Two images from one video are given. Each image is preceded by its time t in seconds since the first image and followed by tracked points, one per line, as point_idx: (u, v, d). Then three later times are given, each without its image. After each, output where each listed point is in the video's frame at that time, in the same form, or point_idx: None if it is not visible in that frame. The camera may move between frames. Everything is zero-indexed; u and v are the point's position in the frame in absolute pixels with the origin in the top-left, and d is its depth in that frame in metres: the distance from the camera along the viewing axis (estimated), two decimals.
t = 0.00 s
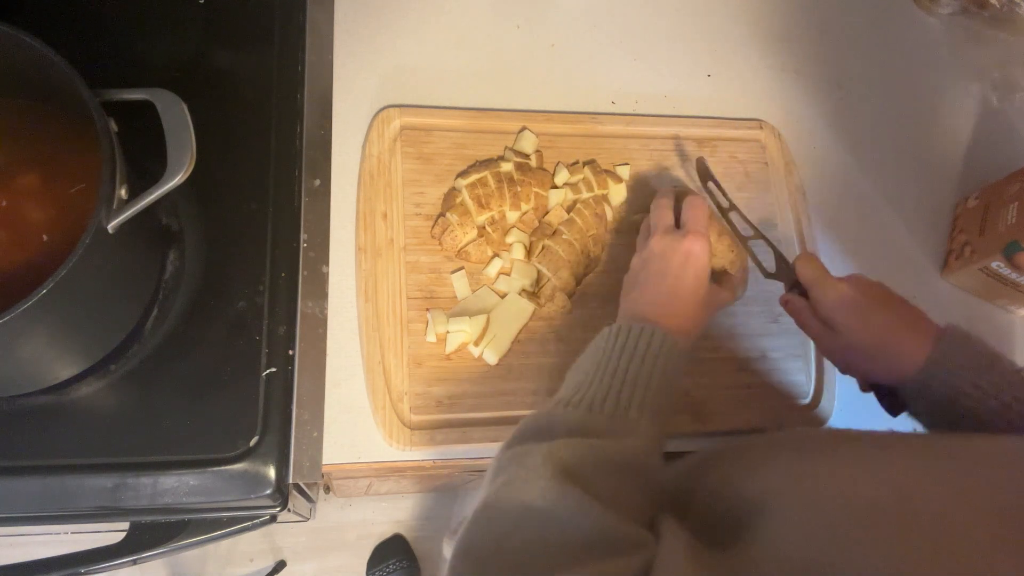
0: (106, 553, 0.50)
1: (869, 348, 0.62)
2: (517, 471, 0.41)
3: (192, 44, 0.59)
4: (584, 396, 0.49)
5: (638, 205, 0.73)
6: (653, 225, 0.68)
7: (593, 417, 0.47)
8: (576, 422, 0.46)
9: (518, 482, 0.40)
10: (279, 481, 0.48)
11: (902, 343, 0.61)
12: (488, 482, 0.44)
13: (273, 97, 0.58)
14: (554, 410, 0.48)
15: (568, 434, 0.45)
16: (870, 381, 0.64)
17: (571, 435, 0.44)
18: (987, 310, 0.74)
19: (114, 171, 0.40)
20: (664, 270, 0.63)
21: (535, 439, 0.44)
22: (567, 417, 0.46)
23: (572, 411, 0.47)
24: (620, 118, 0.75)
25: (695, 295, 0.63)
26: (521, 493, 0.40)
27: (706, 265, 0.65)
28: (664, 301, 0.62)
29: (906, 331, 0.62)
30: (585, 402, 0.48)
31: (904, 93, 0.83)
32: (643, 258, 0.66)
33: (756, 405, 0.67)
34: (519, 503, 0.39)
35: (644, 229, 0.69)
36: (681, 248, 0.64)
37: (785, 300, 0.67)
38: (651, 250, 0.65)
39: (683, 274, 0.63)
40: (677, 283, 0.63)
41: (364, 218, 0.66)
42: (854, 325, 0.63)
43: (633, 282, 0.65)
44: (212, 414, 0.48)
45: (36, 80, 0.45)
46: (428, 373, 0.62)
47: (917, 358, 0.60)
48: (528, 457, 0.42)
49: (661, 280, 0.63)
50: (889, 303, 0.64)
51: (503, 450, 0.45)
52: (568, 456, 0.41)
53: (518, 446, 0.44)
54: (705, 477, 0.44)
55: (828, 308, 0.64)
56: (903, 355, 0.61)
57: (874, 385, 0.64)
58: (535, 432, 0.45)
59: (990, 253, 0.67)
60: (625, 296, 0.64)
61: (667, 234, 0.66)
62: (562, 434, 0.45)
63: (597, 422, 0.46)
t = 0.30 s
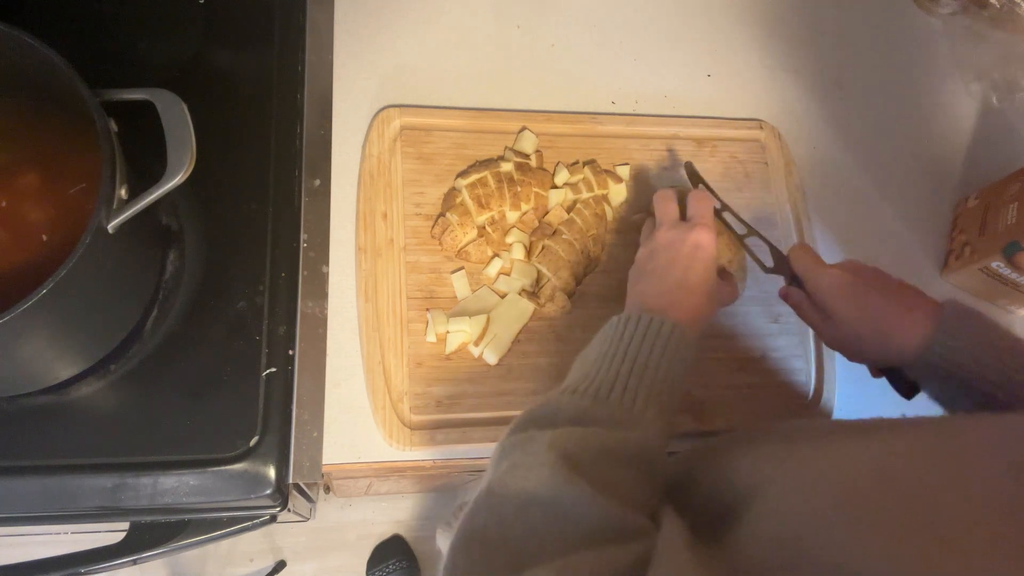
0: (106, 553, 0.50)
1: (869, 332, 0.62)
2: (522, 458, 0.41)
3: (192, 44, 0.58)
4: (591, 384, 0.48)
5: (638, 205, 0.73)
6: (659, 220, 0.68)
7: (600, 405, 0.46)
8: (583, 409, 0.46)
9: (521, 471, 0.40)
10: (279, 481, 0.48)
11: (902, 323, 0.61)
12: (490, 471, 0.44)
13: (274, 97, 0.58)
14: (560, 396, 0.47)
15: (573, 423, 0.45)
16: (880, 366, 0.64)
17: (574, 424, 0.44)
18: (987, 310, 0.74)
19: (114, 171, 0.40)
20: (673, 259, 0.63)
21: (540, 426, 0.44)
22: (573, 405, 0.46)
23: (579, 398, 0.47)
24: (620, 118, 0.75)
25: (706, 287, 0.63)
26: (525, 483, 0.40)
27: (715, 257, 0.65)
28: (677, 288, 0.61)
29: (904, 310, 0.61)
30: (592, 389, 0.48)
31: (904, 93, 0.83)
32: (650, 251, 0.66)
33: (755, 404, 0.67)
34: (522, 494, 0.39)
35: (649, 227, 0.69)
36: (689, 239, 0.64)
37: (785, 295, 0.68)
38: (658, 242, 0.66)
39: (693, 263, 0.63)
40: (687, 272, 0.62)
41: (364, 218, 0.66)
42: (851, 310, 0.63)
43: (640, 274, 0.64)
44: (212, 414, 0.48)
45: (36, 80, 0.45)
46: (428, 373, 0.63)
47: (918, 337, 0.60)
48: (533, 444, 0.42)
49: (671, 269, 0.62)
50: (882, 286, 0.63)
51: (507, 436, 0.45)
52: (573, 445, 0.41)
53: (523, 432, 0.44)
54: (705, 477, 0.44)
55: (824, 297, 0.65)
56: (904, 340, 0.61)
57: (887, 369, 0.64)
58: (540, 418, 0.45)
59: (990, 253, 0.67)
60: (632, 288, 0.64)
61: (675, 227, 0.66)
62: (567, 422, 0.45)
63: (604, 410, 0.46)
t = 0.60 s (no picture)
0: (106, 553, 0.50)
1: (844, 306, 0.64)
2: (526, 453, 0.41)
3: (192, 44, 0.59)
4: (599, 382, 0.48)
5: (638, 205, 0.73)
6: (659, 221, 0.68)
7: (607, 402, 0.46)
8: (589, 405, 0.46)
9: (525, 465, 0.40)
10: (279, 481, 0.48)
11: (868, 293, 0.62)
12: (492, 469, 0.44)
13: (274, 97, 0.58)
14: (568, 393, 0.47)
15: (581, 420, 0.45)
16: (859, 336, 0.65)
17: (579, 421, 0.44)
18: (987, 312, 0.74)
19: (114, 172, 0.41)
20: (678, 260, 0.63)
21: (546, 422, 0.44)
22: (581, 401, 0.46)
23: (587, 395, 0.47)
24: (620, 118, 0.75)
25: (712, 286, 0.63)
26: (528, 480, 0.40)
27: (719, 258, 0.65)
28: (683, 288, 0.61)
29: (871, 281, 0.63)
30: (601, 387, 0.48)
31: (904, 94, 0.83)
32: (652, 252, 0.66)
33: (755, 404, 0.67)
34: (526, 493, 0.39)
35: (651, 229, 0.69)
36: (693, 240, 0.64)
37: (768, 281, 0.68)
38: (662, 244, 0.65)
39: (699, 264, 0.63)
40: (694, 273, 0.62)
41: (364, 218, 0.66)
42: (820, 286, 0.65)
43: (645, 275, 0.64)
44: (212, 414, 0.48)
45: (36, 80, 0.45)
46: (428, 373, 0.62)
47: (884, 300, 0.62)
48: (539, 440, 0.42)
49: (678, 271, 0.63)
50: (858, 261, 0.64)
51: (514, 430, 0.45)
52: (577, 441, 0.41)
53: (528, 428, 0.44)
54: (707, 477, 0.44)
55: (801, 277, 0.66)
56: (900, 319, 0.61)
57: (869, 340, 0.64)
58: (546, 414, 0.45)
59: (990, 253, 0.67)
60: (639, 290, 0.64)
61: (677, 228, 0.66)
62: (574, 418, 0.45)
63: (612, 407, 0.46)
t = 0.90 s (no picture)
0: (106, 553, 0.50)
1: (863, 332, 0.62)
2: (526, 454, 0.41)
3: (192, 44, 0.59)
4: (598, 382, 0.48)
5: (638, 205, 0.73)
6: (659, 224, 0.68)
7: (606, 404, 0.46)
8: (589, 407, 0.46)
9: (527, 466, 0.40)
10: (279, 481, 0.48)
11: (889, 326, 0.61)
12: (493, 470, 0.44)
13: (273, 97, 0.58)
14: (567, 393, 0.47)
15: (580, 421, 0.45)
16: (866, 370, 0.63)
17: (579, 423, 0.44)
18: (987, 311, 0.74)
19: (114, 172, 0.41)
20: (679, 264, 0.63)
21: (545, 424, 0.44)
22: (580, 401, 0.46)
23: (587, 395, 0.47)
24: (620, 118, 0.75)
25: (711, 289, 0.63)
26: (529, 481, 0.40)
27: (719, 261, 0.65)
28: (683, 292, 0.62)
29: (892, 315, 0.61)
30: (600, 388, 0.48)
31: (904, 93, 0.84)
32: (651, 254, 0.66)
33: (755, 404, 0.67)
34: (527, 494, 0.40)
35: (649, 230, 0.69)
36: (694, 244, 0.64)
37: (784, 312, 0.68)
38: (662, 246, 0.65)
39: (700, 268, 0.63)
40: (694, 277, 0.63)
41: (364, 218, 0.66)
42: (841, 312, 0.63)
43: (645, 277, 0.64)
44: (211, 414, 0.48)
45: (36, 80, 0.45)
46: (428, 373, 0.62)
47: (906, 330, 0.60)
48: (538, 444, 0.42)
49: (678, 275, 0.63)
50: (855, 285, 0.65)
51: (512, 431, 0.45)
52: (577, 441, 0.41)
53: (529, 428, 0.44)
54: (707, 478, 0.44)
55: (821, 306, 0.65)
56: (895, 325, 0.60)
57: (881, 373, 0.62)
58: (545, 416, 0.45)
59: (989, 253, 0.68)
60: (638, 292, 0.64)
61: (677, 231, 0.66)
62: (573, 420, 0.45)
63: (611, 408, 0.46)
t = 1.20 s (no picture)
0: (106, 553, 0.50)
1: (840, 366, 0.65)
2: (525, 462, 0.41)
3: (193, 44, 0.59)
4: (598, 388, 0.49)
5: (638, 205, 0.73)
6: (658, 227, 0.68)
7: (605, 411, 0.46)
8: (588, 414, 0.46)
9: (525, 473, 0.40)
10: (279, 481, 0.48)
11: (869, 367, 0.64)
12: (494, 470, 0.44)
13: (273, 97, 0.58)
14: (567, 400, 0.48)
15: (578, 429, 0.45)
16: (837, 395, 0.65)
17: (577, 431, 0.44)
18: (987, 311, 0.74)
19: (114, 171, 0.41)
20: (676, 268, 0.63)
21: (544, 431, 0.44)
22: (579, 409, 0.46)
23: (586, 402, 0.47)
24: (620, 118, 0.75)
25: (709, 292, 0.64)
26: (529, 481, 0.40)
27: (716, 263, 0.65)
28: (681, 295, 0.62)
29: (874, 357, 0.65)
30: (600, 394, 0.48)
31: (904, 93, 0.83)
32: (650, 259, 0.66)
33: (755, 404, 0.67)
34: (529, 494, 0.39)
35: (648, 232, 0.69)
36: (691, 248, 0.65)
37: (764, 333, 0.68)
38: (660, 250, 0.65)
39: (697, 272, 0.64)
40: (692, 280, 0.63)
41: (364, 218, 0.66)
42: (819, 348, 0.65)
43: (644, 281, 0.64)
44: (211, 414, 0.48)
45: (36, 80, 0.45)
46: (428, 372, 0.62)
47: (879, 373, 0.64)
48: (539, 447, 0.42)
49: (679, 275, 0.63)
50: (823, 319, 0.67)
51: (511, 441, 0.45)
52: (576, 447, 0.42)
53: (527, 437, 0.44)
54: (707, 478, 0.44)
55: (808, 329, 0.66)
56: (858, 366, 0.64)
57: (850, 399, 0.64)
58: (544, 424, 0.45)
59: (989, 253, 0.68)
60: (638, 293, 0.64)
61: (674, 235, 0.66)
62: (571, 427, 0.45)
63: (610, 415, 0.46)
